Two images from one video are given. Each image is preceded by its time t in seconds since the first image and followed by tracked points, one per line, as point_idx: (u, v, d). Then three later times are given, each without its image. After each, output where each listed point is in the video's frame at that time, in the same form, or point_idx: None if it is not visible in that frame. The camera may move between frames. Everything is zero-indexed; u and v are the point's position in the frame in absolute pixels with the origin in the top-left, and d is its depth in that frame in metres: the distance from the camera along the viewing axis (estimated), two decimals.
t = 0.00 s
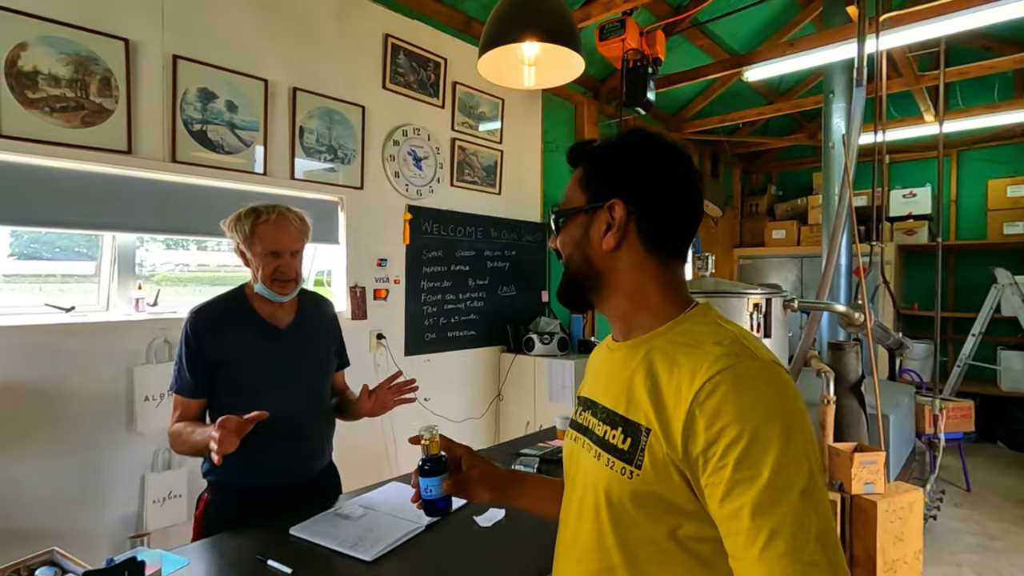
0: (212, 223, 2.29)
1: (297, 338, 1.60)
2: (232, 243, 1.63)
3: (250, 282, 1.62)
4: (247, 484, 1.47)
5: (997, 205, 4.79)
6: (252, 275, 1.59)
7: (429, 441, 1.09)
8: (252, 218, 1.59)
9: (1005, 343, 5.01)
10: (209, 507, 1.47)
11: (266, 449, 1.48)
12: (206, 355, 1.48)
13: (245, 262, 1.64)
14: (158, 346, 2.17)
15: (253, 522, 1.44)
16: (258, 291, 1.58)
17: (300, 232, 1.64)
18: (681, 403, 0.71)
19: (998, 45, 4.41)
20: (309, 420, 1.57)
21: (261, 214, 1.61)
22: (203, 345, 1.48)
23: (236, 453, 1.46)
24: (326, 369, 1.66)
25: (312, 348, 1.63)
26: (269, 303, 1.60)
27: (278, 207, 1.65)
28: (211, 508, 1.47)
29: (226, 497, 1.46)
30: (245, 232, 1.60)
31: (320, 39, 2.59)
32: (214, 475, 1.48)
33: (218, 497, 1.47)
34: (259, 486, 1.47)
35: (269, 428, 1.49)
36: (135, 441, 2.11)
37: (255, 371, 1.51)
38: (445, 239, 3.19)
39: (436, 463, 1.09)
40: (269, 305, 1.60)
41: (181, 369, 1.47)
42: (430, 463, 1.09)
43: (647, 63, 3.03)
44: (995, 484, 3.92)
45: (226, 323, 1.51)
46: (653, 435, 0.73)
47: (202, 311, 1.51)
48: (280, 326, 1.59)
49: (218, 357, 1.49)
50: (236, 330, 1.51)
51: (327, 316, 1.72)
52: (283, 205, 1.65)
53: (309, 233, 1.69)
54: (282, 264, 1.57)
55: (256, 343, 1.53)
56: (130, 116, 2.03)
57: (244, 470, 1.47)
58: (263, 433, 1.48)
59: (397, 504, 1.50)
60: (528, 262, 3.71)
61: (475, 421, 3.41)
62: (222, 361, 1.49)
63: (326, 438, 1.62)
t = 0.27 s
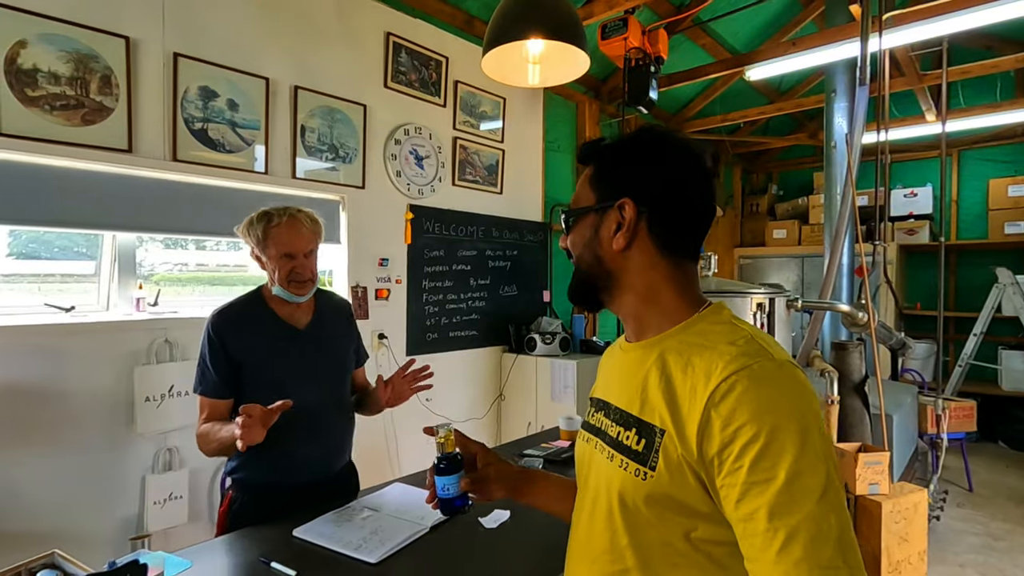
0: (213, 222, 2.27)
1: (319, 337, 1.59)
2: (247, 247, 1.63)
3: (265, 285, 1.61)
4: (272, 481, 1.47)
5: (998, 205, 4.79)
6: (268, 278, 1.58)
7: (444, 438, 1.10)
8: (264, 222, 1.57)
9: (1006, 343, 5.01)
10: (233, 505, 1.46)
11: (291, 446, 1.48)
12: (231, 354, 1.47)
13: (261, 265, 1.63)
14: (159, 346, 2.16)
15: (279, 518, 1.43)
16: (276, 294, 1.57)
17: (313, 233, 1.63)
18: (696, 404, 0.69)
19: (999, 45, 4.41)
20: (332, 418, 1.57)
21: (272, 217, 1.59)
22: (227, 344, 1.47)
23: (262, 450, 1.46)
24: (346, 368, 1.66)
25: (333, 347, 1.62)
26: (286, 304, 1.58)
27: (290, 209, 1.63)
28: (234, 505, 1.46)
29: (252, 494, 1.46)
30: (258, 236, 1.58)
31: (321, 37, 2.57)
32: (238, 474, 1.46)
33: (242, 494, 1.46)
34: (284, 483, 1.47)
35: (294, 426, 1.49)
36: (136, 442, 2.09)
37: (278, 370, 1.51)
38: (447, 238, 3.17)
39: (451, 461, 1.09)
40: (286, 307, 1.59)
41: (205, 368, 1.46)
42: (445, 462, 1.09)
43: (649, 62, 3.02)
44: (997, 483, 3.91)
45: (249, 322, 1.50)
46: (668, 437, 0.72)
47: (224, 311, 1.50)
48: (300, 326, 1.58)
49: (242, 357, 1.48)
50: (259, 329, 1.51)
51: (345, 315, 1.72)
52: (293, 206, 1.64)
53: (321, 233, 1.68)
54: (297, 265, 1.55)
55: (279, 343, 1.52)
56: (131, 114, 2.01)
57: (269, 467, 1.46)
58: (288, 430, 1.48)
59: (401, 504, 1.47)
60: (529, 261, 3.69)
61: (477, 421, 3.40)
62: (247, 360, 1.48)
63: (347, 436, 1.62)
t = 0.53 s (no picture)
0: (211, 221, 2.26)
1: (332, 337, 1.59)
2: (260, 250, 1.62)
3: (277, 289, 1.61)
4: (284, 477, 1.46)
5: (997, 203, 4.79)
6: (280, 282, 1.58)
7: (448, 436, 1.07)
8: (272, 226, 1.57)
9: (1005, 342, 5.02)
10: (241, 501, 1.46)
11: (304, 444, 1.47)
12: (247, 351, 1.48)
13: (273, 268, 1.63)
14: (158, 346, 2.14)
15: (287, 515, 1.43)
16: (287, 296, 1.56)
17: (322, 236, 1.61)
18: (703, 403, 0.68)
19: (999, 43, 4.40)
20: (344, 417, 1.55)
21: (279, 222, 1.58)
22: (242, 341, 1.47)
23: (274, 446, 1.45)
24: (359, 369, 1.65)
25: (347, 347, 1.61)
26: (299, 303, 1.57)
27: (301, 211, 1.62)
28: (244, 501, 1.45)
29: (262, 490, 1.46)
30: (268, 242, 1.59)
31: (320, 35, 2.56)
32: (251, 469, 1.46)
33: (253, 490, 1.46)
34: (294, 481, 1.47)
35: (306, 423, 1.49)
36: (135, 442, 2.08)
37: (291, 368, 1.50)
38: (447, 237, 3.16)
39: (458, 456, 1.07)
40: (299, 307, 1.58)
41: (221, 364, 1.46)
42: (452, 459, 1.06)
43: (650, 60, 3.00)
44: (997, 482, 3.92)
45: (265, 320, 1.51)
46: (676, 436, 0.71)
47: (239, 308, 1.50)
48: (313, 325, 1.57)
49: (258, 353, 1.48)
50: (273, 328, 1.51)
51: (358, 315, 1.70)
52: (301, 208, 1.63)
53: (330, 234, 1.67)
54: (304, 268, 1.54)
55: (294, 341, 1.52)
56: (129, 112, 2.00)
57: (281, 464, 1.46)
58: (301, 428, 1.48)
59: (403, 504, 1.46)
60: (529, 260, 3.68)
61: (477, 420, 3.39)
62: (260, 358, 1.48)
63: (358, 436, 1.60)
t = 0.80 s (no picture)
0: (210, 220, 2.25)
1: (332, 338, 1.57)
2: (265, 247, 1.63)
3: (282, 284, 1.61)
4: (282, 476, 1.45)
5: (996, 202, 4.80)
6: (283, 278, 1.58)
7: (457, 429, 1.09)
8: (279, 223, 1.58)
9: (1004, 340, 5.03)
10: (240, 501, 1.45)
11: (304, 444, 1.47)
12: (246, 350, 1.47)
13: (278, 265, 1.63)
14: (156, 345, 2.13)
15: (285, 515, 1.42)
16: (289, 293, 1.57)
17: (326, 236, 1.62)
18: (708, 402, 0.68)
19: (997, 42, 4.41)
20: (342, 417, 1.54)
21: (287, 219, 1.59)
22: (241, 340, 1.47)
23: (272, 445, 1.44)
24: (359, 369, 1.63)
25: (347, 347, 1.60)
26: (302, 303, 1.58)
27: (307, 210, 1.64)
28: (242, 500, 1.44)
29: (260, 489, 1.45)
30: (274, 238, 1.59)
31: (319, 33, 2.55)
32: (248, 468, 1.45)
33: (250, 490, 1.44)
34: (293, 480, 1.46)
35: (304, 423, 1.48)
36: (134, 442, 2.07)
37: (291, 368, 1.49)
38: (446, 236, 3.16)
39: (466, 451, 1.10)
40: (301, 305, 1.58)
41: (220, 364, 1.46)
42: (461, 453, 1.10)
43: (649, 58, 2.99)
44: (996, 480, 3.93)
45: (264, 319, 1.50)
46: (680, 435, 0.70)
47: (240, 308, 1.50)
48: (314, 325, 1.56)
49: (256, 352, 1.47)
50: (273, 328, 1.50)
51: (359, 315, 1.69)
52: (308, 208, 1.63)
53: (335, 234, 1.67)
54: (308, 266, 1.55)
55: (294, 340, 1.51)
56: (127, 111, 1.99)
57: (279, 463, 1.45)
58: (298, 427, 1.47)
59: (404, 505, 1.45)
60: (529, 259, 3.68)
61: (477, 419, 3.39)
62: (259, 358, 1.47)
63: (357, 436, 1.59)
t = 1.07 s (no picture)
0: (207, 220, 2.23)
1: (322, 338, 1.57)
2: (263, 240, 1.61)
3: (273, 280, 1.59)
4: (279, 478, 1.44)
5: (994, 200, 4.80)
6: (278, 270, 1.57)
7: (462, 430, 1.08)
8: (289, 215, 1.58)
9: (1002, 338, 5.05)
10: (237, 504, 1.43)
11: (299, 444, 1.46)
12: (233, 353, 1.44)
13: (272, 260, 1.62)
14: (154, 346, 2.12)
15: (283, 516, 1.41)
16: (282, 289, 1.56)
17: (331, 236, 1.64)
18: (716, 403, 0.67)
19: (995, 40, 4.41)
20: (336, 417, 1.54)
21: (297, 213, 1.60)
22: (230, 343, 1.44)
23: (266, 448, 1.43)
24: (350, 369, 1.63)
25: (337, 348, 1.60)
26: (293, 302, 1.57)
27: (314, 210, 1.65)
28: (239, 505, 1.42)
29: (256, 492, 1.43)
30: (278, 228, 1.58)
31: (317, 32, 2.54)
32: (242, 471, 1.44)
33: (246, 493, 1.43)
34: (290, 481, 1.44)
35: (298, 423, 1.47)
36: (132, 443, 2.06)
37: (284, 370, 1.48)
38: (446, 236, 3.15)
39: (472, 452, 1.08)
40: (291, 304, 1.57)
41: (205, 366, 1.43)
42: (467, 453, 1.08)
43: (649, 57, 2.98)
44: (995, 478, 3.94)
45: (252, 322, 1.48)
46: (687, 436, 0.70)
47: (229, 310, 1.47)
48: (305, 324, 1.56)
49: (242, 357, 1.45)
50: (264, 328, 1.48)
51: (349, 314, 1.69)
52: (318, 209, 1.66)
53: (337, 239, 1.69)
54: (312, 261, 1.55)
55: (287, 341, 1.50)
56: (124, 110, 1.97)
57: (274, 465, 1.43)
58: (293, 428, 1.46)
59: (405, 505, 1.45)
60: (528, 258, 3.67)
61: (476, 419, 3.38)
62: (250, 359, 1.46)
63: (351, 435, 1.59)
